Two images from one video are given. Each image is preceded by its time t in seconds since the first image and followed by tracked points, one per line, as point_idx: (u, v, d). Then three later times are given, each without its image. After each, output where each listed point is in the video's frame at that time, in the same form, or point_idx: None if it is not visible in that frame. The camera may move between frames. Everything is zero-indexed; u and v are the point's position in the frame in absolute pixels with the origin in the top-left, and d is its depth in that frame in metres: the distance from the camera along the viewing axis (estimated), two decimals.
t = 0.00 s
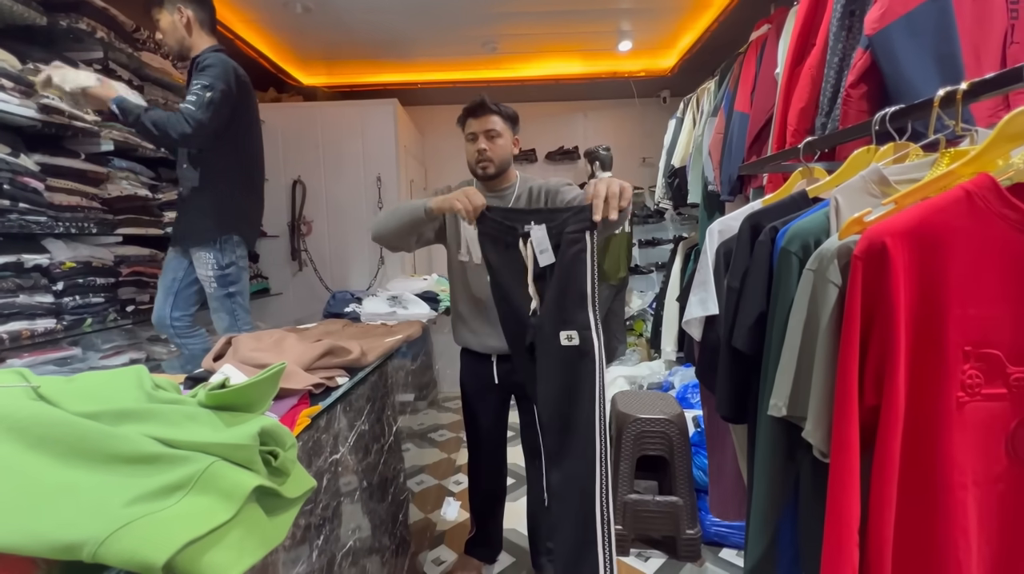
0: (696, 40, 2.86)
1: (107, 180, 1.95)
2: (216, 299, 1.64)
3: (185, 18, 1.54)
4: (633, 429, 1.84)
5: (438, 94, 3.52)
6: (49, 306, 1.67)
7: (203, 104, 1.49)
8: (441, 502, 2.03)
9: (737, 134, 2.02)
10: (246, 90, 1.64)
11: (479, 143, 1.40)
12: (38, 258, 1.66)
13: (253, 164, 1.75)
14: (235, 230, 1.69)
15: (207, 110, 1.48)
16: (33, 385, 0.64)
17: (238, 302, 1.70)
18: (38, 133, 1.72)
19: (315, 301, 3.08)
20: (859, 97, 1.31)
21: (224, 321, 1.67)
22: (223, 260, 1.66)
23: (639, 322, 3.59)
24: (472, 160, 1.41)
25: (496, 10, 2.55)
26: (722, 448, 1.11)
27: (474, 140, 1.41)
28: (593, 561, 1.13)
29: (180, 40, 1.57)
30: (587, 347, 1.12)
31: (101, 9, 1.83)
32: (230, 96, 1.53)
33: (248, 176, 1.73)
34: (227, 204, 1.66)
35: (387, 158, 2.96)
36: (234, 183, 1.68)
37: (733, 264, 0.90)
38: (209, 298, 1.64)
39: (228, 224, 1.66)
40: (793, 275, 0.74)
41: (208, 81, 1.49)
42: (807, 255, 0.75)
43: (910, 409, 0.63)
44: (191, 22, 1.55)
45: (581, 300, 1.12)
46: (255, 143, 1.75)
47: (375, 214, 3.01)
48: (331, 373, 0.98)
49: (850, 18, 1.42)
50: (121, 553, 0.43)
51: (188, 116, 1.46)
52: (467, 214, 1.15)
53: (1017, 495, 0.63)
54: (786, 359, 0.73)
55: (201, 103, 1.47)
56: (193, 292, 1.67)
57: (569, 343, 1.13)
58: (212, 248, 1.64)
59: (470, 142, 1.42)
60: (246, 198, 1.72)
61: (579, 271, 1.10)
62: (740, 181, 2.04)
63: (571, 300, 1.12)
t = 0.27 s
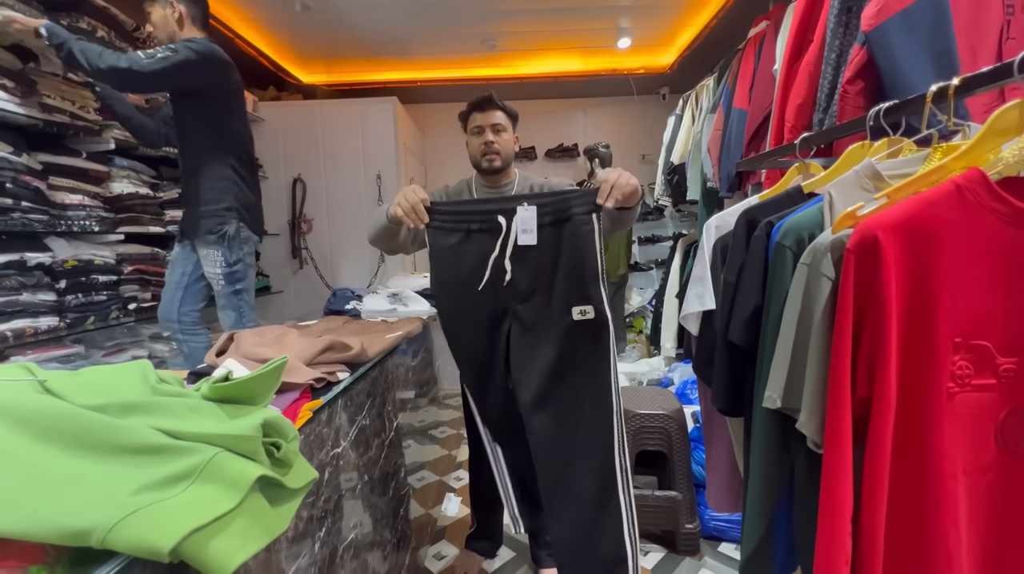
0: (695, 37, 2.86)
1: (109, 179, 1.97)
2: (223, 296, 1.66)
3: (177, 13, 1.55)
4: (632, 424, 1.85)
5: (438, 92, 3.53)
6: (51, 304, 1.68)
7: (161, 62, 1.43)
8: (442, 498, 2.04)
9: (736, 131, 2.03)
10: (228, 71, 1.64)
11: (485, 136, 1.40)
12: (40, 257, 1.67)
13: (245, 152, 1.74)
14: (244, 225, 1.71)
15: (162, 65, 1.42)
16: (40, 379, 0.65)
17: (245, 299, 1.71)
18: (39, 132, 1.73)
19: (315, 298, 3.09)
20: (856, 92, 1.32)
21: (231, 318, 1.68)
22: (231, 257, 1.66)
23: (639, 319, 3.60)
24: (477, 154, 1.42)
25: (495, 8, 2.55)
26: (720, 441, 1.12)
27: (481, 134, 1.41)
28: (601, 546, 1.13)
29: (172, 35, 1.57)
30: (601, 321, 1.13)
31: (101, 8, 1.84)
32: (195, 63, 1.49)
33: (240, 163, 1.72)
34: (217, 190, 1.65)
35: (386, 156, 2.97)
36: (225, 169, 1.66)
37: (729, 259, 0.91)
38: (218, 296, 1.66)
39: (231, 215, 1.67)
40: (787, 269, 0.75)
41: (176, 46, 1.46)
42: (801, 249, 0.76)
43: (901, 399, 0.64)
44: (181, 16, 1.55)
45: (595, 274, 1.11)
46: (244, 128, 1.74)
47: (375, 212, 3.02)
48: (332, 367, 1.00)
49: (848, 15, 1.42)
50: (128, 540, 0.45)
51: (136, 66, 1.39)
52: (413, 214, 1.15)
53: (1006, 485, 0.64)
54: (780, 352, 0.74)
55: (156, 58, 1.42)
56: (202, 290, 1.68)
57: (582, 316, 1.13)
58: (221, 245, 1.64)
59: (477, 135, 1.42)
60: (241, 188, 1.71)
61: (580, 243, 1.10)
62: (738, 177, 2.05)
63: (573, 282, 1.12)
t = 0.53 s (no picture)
0: (694, 33, 2.86)
1: (109, 177, 1.98)
2: (226, 293, 1.66)
3: (157, 7, 1.57)
4: (631, 419, 1.86)
5: (437, 89, 3.53)
6: (53, 302, 1.68)
7: (133, 35, 1.42)
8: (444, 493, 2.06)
9: (734, 127, 2.03)
10: (207, 58, 1.65)
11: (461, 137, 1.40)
12: (42, 255, 1.68)
13: (231, 140, 1.74)
14: (245, 221, 1.72)
15: (133, 37, 1.41)
16: (46, 373, 0.66)
17: (247, 296, 1.71)
18: (40, 130, 1.74)
19: (316, 296, 3.10)
20: (853, 87, 1.33)
21: (234, 315, 1.68)
22: (232, 254, 1.67)
23: (639, 315, 3.61)
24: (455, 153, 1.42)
25: (493, 4, 2.55)
26: (717, 434, 1.13)
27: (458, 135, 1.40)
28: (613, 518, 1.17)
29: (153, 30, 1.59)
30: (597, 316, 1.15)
31: (99, 5, 1.83)
32: (173, 44, 1.49)
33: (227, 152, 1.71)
34: (208, 177, 1.63)
35: (385, 153, 2.98)
36: (214, 155, 1.65)
37: (726, 253, 0.92)
38: (220, 293, 1.67)
39: (225, 202, 1.65)
40: (783, 262, 0.76)
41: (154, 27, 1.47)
42: (797, 242, 0.77)
43: (894, 389, 0.65)
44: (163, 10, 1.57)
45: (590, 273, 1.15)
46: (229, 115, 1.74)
47: (375, 209, 3.03)
48: (333, 362, 1.01)
49: (845, 10, 1.43)
50: (137, 526, 0.46)
51: (104, 36, 1.37)
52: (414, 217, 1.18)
53: (999, 473, 0.65)
54: (776, 344, 0.75)
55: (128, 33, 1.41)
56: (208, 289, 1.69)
57: (580, 314, 1.14)
58: (221, 244, 1.65)
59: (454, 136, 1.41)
60: (233, 178, 1.70)
61: (576, 247, 1.13)
62: (736, 172, 2.06)
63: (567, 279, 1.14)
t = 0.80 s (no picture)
0: (692, 33, 2.88)
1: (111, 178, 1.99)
2: (221, 293, 1.70)
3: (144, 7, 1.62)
4: (631, 417, 1.87)
5: (436, 89, 3.54)
6: (56, 303, 1.69)
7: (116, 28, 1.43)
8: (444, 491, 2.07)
9: (732, 126, 2.04)
10: (196, 55, 1.66)
11: (475, 139, 1.40)
12: (45, 256, 1.69)
13: (220, 136, 1.74)
14: (237, 220, 1.73)
15: (115, 29, 1.41)
16: (55, 371, 0.67)
17: (242, 295, 1.76)
18: (43, 132, 1.76)
19: (316, 296, 3.11)
20: (849, 87, 1.34)
21: (229, 315, 1.72)
22: (226, 254, 1.69)
23: (638, 314, 3.63)
24: (469, 155, 1.42)
25: (493, 5, 2.56)
26: (715, 431, 1.14)
27: (471, 136, 1.41)
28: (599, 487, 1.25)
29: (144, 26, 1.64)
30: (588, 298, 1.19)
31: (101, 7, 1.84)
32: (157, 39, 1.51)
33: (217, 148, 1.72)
34: (199, 173, 1.63)
35: (385, 153, 2.99)
36: (203, 151, 1.66)
37: (724, 251, 0.93)
38: (215, 293, 1.71)
39: (217, 198, 1.66)
40: (780, 260, 0.77)
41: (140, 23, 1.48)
42: (793, 240, 0.78)
43: (888, 384, 0.66)
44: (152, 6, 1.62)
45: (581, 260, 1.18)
46: (218, 111, 1.75)
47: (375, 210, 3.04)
48: (335, 360, 1.02)
49: (841, 10, 1.44)
50: (148, 518, 0.47)
51: (87, 28, 1.39)
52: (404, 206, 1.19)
53: (992, 466, 0.67)
54: (772, 341, 0.76)
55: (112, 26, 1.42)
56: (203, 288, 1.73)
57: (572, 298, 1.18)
58: (215, 244, 1.67)
59: (466, 137, 1.42)
60: (224, 175, 1.71)
61: (568, 233, 1.17)
62: (735, 171, 2.07)
63: (555, 269, 1.18)
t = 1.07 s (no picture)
0: (690, 31, 2.89)
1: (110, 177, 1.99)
2: (213, 291, 1.70)
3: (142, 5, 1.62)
4: (629, 413, 1.88)
5: (435, 87, 3.54)
6: (57, 300, 1.70)
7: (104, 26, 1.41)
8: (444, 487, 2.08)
9: (729, 123, 2.05)
10: (187, 53, 1.63)
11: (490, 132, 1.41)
12: (45, 254, 1.69)
13: (213, 134, 1.74)
14: (228, 218, 1.73)
15: (102, 27, 1.39)
16: (60, 366, 0.68)
17: (236, 293, 1.75)
18: (43, 130, 1.76)
19: (316, 294, 3.12)
20: (845, 85, 1.35)
21: (223, 313, 1.72)
22: (217, 252, 1.70)
23: (637, 312, 3.64)
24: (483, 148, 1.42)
25: (491, 3, 2.57)
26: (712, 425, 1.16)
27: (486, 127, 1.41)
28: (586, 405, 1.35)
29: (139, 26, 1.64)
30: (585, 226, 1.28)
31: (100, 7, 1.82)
32: (146, 38, 1.49)
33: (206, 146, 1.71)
34: (188, 172, 1.65)
35: (384, 151, 2.99)
36: (193, 151, 1.66)
37: (720, 247, 0.94)
38: (209, 291, 1.70)
39: (207, 196, 1.67)
40: (774, 255, 0.79)
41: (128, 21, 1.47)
42: (786, 236, 0.79)
43: (880, 376, 0.67)
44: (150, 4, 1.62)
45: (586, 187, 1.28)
46: (211, 110, 1.74)
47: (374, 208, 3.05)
48: (336, 356, 1.03)
49: (837, 8, 1.45)
50: (155, 507, 0.48)
51: (74, 26, 1.38)
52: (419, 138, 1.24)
53: (981, 456, 0.68)
54: (767, 335, 0.77)
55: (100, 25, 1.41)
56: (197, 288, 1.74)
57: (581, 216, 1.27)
58: (205, 241, 1.67)
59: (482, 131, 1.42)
60: (214, 173, 1.71)
61: (573, 159, 1.25)
62: (732, 169, 2.08)
63: (560, 198, 1.26)
